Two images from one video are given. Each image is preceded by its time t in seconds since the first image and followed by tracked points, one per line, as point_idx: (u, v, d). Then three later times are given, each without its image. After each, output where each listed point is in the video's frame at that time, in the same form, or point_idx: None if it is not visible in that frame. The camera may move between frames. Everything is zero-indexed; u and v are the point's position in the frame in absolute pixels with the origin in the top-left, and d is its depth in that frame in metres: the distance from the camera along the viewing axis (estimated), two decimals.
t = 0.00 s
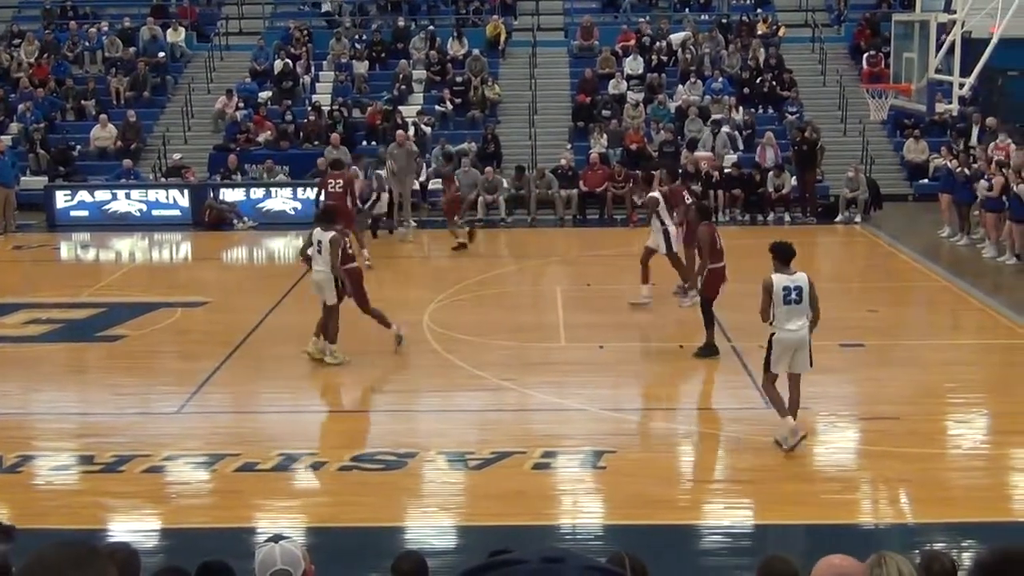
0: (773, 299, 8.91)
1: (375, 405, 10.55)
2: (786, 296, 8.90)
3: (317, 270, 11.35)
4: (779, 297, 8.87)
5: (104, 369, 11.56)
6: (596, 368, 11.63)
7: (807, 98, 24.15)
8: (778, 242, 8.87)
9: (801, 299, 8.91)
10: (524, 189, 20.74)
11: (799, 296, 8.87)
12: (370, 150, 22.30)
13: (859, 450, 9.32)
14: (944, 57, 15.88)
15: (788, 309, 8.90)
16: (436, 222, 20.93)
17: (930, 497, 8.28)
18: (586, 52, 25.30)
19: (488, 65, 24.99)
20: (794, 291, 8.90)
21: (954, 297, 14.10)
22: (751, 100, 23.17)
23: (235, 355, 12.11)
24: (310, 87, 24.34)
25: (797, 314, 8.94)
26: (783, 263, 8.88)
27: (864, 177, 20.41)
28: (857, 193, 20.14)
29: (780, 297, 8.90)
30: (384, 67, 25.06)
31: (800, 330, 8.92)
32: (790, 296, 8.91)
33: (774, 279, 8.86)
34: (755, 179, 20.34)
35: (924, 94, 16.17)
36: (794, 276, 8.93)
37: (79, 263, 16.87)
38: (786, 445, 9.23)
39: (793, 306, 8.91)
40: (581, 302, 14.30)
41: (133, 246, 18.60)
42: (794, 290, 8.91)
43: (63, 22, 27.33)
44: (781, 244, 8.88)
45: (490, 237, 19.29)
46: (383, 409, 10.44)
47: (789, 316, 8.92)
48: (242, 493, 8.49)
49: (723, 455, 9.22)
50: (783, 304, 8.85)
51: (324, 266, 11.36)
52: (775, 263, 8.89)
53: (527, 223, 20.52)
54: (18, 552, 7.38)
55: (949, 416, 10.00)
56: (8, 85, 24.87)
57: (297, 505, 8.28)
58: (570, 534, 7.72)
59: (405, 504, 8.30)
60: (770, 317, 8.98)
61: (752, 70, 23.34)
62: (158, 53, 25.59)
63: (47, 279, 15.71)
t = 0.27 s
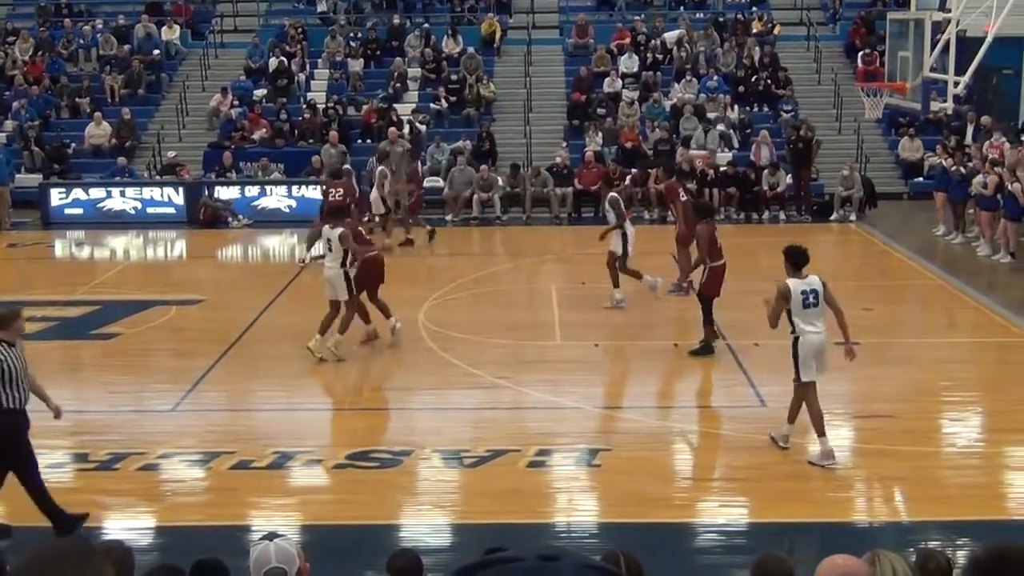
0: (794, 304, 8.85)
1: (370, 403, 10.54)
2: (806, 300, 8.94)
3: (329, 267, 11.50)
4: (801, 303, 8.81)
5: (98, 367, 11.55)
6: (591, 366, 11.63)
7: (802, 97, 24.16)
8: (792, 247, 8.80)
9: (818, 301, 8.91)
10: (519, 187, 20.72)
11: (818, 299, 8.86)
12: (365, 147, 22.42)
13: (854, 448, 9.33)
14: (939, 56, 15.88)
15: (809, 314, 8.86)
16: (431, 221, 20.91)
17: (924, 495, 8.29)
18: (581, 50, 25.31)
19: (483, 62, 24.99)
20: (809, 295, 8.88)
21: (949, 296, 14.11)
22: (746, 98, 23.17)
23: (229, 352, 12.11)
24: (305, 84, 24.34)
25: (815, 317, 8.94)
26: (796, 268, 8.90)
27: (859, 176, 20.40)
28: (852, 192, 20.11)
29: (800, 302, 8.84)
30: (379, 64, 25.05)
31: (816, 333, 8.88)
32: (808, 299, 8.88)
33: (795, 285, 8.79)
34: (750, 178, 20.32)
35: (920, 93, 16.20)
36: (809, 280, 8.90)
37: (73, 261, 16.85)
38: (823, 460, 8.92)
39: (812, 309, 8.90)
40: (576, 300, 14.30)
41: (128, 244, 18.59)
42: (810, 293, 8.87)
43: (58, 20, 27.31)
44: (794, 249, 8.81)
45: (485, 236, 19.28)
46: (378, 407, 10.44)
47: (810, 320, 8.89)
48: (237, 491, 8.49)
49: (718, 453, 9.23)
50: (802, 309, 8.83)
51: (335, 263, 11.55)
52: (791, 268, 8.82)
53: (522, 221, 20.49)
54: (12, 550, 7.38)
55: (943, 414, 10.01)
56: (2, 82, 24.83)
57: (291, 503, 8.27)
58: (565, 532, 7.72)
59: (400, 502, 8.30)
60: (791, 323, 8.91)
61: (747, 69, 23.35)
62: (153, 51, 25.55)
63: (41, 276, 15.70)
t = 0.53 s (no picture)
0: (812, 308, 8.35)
1: (367, 409, 10.54)
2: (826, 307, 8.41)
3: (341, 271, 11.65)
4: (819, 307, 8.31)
5: (95, 373, 11.54)
6: (588, 371, 11.63)
7: (799, 102, 24.18)
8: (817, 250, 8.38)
9: (838, 310, 8.40)
10: (516, 193, 20.73)
11: (838, 307, 8.35)
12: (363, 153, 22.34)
13: (851, 453, 9.33)
14: (936, 61, 15.85)
15: (827, 322, 8.36)
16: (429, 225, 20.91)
17: (922, 500, 8.29)
18: (578, 55, 25.34)
19: (481, 68, 25.01)
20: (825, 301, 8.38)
21: (946, 301, 14.12)
22: (743, 103, 23.19)
23: (227, 358, 12.10)
24: (303, 90, 24.35)
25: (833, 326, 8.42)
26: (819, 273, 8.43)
27: (855, 181, 20.42)
28: (849, 198, 20.12)
29: (819, 307, 8.34)
30: (376, 70, 25.07)
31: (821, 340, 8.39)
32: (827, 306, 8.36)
33: (815, 288, 8.32)
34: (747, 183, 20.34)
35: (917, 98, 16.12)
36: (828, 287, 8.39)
37: (71, 266, 16.85)
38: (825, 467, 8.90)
39: (831, 318, 8.39)
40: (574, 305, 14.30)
41: (125, 249, 18.59)
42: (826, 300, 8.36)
43: (56, 25, 27.31)
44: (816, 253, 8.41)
45: (482, 241, 19.29)
46: (375, 413, 10.44)
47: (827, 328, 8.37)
48: (234, 497, 8.48)
49: (715, 459, 9.23)
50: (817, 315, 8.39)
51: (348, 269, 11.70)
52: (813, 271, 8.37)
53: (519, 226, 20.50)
54: (8, 556, 7.36)
55: (940, 420, 10.01)
56: None
57: (288, 508, 8.27)
58: (562, 537, 7.72)
59: (397, 507, 8.29)
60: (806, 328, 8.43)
61: (744, 74, 23.38)
62: (149, 56, 25.59)
63: (38, 282, 15.69)
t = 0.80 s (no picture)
0: (829, 309, 8.27)
1: (366, 409, 10.53)
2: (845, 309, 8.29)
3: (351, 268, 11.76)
4: (836, 311, 8.22)
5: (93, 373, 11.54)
6: (586, 371, 11.63)
7: (797, 103, 24.19)
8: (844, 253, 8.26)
9: (857, 315, 8.28)
10: (514, 193, 20.71)
11: (856, 313, 8.23)
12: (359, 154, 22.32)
13: (848, 453, 9.33)
14: (934, 61, 15.89)
15: (843, 324, 8.27)
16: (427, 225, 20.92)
17: (919, 500, 8.30)
18: (576, 56, 25.35)
19: (478, 68, 25.03)
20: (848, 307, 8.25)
21: (944, 301, 14.11)
22: (741, 104, 23.19)
23: (225, 358, 12.10)
24: (301, 90, 24.35)
25: (850, 330, 8.32)
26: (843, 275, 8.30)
27: (853, 181, 20.43)
28: (847, 198, 20.12)
29: (836, 309, 8.25)
30: (374, 70, 25.07)
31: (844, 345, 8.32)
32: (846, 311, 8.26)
33: (834, 290, 8.23)
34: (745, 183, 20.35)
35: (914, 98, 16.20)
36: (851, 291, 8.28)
37: (68, 267, 16.84)
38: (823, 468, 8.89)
39: (849, 322, 8.29)
40: (572, 306, 14.31)
41: (123, 249, 18.59)
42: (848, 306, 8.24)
43: (53, 25, 27.29)
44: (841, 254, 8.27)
45: (480, 241, 19.28)
46: (373, 413, 10.43)
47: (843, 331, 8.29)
48: (233, 497, 8.48)
49: (713, 459, 9.24)
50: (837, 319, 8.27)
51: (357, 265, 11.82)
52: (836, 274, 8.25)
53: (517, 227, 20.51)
54: (7, 556, 7.36)
55: (938, 420, 10.02)
56: None
57: (287, 509, 8.27)
58: (560, 537, 7.72)
59: (396, 507, 8.29)
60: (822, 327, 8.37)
61: (742, 75, 23.39)
62: (147, 57, 25.47)
63: (36, 282, 15.69)
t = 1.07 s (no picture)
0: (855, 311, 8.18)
1: (365, 406, 10.53)
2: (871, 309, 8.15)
3: (359, 266, 11.85)
4: (862, 312, 8.12)
5: (93, 369, 11.54)
6: (586, 368, 11.63)
7: (797, 100, 24.18)
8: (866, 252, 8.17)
9: (885, 313, 8.18)
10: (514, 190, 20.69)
11: (883, 312, 8.13)
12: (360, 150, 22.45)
13: (848, 450, 9.33)
14: (934, 59, 15.89)
15: (871, 325, 8.16)
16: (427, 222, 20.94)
17: (919, 497, 8.30)
18: (576, 52, 25.34)
19: (478, 65, 25.01)
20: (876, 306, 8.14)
21: (944, 298, 14.11)
22: (741, 101, 23.18)
23: (225, 354, 12.11)
24: (301, 87, 24.32)
25: (880, 330, 8.21)
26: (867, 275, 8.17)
27: (853, 178, 20.42)
28: (847, 195, 20.13)
29: (863, 310, 8.15)
30: (374, 67, 25.07)
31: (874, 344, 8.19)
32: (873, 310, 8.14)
33: (859, 291, 8.13)
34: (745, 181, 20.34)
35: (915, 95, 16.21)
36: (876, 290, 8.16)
37: (68, 263, 16.84)
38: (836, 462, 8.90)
39: (877, 321, 8.19)
40: (571, 302, 14.32)
41: (123, 246, 18.59)
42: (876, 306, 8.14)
43: (53, 21, 27.29)
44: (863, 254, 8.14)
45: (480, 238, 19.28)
46: (373, 410, 10.44)
47: (872, 331, 8.18)
48: (233, 494, 8.48)
49: (713, 455, 9.24)
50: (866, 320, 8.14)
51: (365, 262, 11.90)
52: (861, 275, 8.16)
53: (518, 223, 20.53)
54: (7, 552, 7.37)
55: (938, 417, 10.02)
56: None
57: (287, 505, 8.27)
58: (560, 534, 7.72)
59: (396, 504, 8.29)
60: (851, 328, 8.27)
61: (742, 71, 23.37)
62: (147, 54, 25.54)
63: (36, 278, 15.68)
